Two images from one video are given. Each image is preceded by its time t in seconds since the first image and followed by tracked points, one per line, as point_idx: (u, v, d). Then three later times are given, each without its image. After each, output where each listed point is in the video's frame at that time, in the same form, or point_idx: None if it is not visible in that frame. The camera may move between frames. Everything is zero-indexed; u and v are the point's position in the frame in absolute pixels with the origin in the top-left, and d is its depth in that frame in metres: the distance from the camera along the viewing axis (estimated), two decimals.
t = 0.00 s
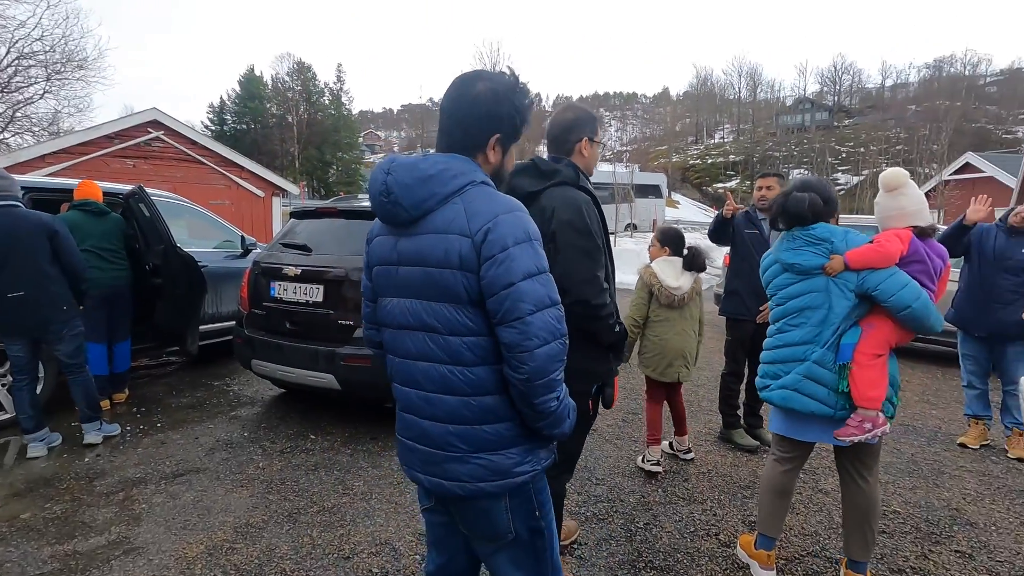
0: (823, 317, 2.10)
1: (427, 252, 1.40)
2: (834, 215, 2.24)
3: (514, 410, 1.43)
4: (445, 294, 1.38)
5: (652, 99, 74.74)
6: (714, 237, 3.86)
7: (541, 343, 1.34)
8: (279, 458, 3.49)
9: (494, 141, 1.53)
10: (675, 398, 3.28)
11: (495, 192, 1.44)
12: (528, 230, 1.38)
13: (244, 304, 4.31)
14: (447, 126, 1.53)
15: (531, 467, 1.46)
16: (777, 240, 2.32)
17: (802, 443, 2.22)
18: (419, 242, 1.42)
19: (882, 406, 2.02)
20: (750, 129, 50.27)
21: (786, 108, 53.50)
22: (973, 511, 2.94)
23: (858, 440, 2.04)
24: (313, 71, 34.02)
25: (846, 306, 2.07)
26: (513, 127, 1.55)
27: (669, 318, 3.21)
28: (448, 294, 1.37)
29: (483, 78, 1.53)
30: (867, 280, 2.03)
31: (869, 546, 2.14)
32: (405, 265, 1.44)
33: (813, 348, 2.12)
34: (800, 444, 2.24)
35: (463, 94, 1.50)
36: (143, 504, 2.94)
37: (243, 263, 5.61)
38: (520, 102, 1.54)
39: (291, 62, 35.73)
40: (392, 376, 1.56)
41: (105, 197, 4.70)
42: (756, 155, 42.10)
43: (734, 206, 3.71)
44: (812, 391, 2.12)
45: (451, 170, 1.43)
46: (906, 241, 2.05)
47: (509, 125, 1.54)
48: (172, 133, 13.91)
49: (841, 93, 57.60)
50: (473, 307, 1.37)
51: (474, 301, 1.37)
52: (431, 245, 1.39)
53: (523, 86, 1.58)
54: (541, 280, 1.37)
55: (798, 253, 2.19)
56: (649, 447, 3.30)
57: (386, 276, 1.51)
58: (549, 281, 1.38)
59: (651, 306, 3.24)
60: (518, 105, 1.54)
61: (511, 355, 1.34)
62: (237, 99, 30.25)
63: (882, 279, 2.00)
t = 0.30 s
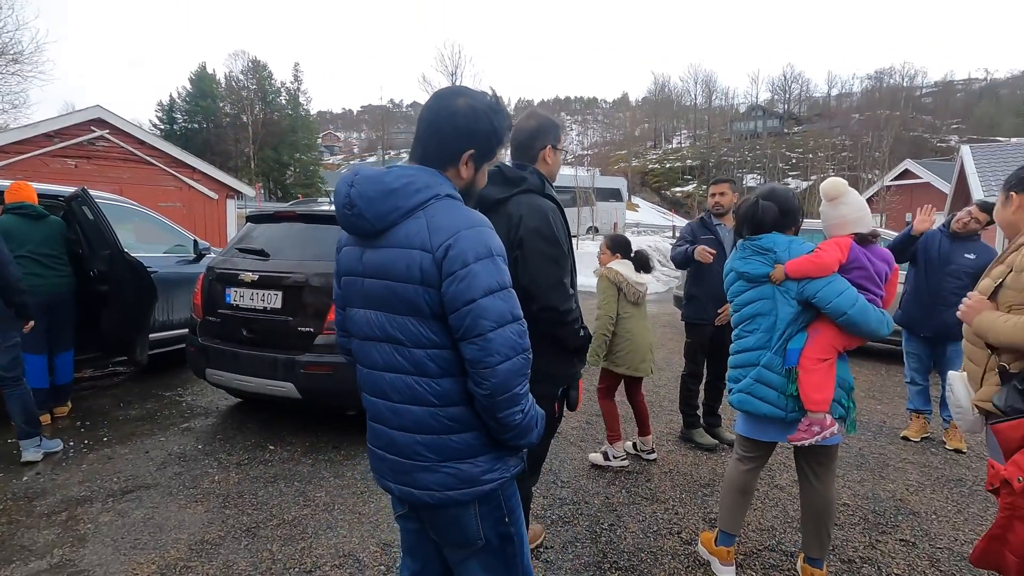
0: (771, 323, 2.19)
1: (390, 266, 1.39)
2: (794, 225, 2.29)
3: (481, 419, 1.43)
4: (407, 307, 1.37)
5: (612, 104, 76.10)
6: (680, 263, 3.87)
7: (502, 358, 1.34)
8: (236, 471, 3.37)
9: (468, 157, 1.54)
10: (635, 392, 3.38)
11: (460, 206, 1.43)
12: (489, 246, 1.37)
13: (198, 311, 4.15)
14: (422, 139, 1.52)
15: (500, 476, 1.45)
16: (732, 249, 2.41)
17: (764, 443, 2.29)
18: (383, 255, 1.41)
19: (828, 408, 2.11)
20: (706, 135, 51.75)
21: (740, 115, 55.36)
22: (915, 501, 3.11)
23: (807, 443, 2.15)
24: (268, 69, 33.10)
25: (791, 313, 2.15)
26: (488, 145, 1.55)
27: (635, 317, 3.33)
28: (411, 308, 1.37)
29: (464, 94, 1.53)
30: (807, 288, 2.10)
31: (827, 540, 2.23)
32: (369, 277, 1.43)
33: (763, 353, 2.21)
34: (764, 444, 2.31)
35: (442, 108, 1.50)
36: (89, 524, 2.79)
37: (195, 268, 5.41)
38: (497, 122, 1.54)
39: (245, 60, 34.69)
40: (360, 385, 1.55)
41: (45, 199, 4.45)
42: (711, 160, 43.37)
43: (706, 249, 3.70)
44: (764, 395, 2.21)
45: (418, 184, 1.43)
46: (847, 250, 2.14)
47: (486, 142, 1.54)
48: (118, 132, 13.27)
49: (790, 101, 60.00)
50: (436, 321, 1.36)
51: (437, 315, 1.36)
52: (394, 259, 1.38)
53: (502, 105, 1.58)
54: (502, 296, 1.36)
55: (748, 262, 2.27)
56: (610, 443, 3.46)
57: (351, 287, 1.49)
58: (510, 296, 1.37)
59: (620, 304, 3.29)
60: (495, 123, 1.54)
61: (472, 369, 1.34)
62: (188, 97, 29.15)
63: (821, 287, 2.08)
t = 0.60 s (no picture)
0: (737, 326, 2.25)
1: (367, 269, 1.37)
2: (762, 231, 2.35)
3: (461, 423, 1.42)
4: (386, 311, 1.35)
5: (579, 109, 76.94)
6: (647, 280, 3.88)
7: (484, 360, 1.33)
8: (196, 483, 3.26)
9: (432, 148, 1.52)
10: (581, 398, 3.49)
11: (435, 207, 1.41)
12: (468, 246, 1.36)
13: (154, 317, 4.00)
14: (384, 139, 1.51)
15: (478, 480, 1.44)
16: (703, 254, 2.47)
17: (734, 443, 2.34)
18: (359, 259, 1.39)
19: (790, 409, 2.15)
20: (670, 141, 52.84)
21: (702, 122, 56.77)
22: (872, 495, 3.23)
23: (769, 443, 2.17)
24: (229, 68, 32.23)
25: (755, 315, 2.21)
26: (450, 133, 1.53)
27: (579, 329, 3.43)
28: (390, 312, 1.35)
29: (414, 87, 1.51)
30: (770, 292, 2.16)
31: (791, 539, 2.28)
32: (346, 282, 1.41)
33: (731, 356, 2.27)
34: (734, 445, 2.36)
35: (394, 104, 1.48)
36: (36, 543, 2.65)
37: (151, 273, 5.20)
38: (453, 107, 1.53)
39: (204, 58, 33.69)
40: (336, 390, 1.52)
41: None
42: (676, 165, 44.30)
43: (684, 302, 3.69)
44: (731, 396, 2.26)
45: (389, 184, 1.41)
46: (808, 254, 2.20)
47: (446, 131, 1.52)
48: (68, 130, 12.70)
49: (750, 109, 61.85)
50: (415, 324, 1.35)
51: (416, 318, 1.34)
52: (371, 262, 1.36)
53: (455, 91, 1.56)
54: (482, 297, 1.34)
55: (715, 266, 2.34)
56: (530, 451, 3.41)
57: (327, 293, 1.47)
58: (490, 298, 1.35)
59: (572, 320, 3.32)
60: (451, 109, 1.52)
61: (453, 372, 1.32)
62: (143, 95, 28.14)
63: (783, 290, 2.14)
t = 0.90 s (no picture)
0: (721, 328, 2.27)
1: (353, 271, 1.35)
2: (744, 235, 2.39)
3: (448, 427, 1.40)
4: (373, 315, 1.33)
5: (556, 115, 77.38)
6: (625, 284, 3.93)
7: (474, 363, 1.32)
8: (167, 493, 3.16)
9: (420, 151, 1.50)
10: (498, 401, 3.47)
11: (423, 209, 1.40)
12: (457, 248, 1.35)
13: (124, 323, 3.88)
14: (369, 142, 1.49)
15: (465, 486, 1.43)
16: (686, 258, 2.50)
17: (716, 445, 2.37)
18: (345, 261, 1.37)
19: (772, 411, 2.18)
20: (646, 146, 53.52)
21: (678, 128, 57.66)
22: (846, 494, 3.30)
23: (751, 445, 2.21)
24: (201, 69, 31.59)
25: (738, 318, 2.24)
26: (437, 136, 1.52)
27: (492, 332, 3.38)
28: (377, 315, 1.33)
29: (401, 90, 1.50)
30: (753, 295, 2.19)
31: (773, 538, 2.31)
32: (331, 285, 1.39)
33: (713, 358, 2.29)
34: (714, 447, 2.39)
35: (381, 107, 1.47)
36: None
37: (119, 278, 5.05)
38: (440, 109, 1.52)
39: (176, 59, 32.97)
40: (319, 396, 1.48)
41: None
42: (652, 171, 44.86)
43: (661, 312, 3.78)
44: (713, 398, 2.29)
45: (376, 186, 1.39)
46: (790, 259, 2.24)
47: (434, 134, 1.52)
48: (32, 130, 12.28)
49: (723, 116, 63.06)
50: (403, 328, 1.33)
51: (404, 322, 1.33)
52: (357, 264, 1.34)
53: (443, 96, 1.56)
54: (472, 300, 1.33)
55: (699, 269, 2.37)
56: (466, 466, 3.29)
57: (310, 296, 1.45)
58: (480, 300, 1.34)
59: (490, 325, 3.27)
60: (439, 113, 1.52)
61: (442, 376, 1.31)
62: (111, 96, 27.39)
63: (767, 293, 2.17)
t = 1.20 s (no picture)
0: (714, 332, 2.30)
1: (348, 276, 1.34)
2: (734, 239, 2.43)
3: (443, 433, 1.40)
4: (368, 320, 1.32)
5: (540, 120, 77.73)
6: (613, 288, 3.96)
7: (470, 367, 1.31)
8: (150, 503, 3.10)
9: (415, 155, 1.50)
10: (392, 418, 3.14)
11: (418, 214, 1.39)
12: (452, 253, 1.34)
13: (104, 329, 3.80)
14: (363, 146, 1.48)
15: (460, 491, 1.42)
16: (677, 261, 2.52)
17: (705, 447, 2.39)
18: (339, 265, 1.36)
19: (765, 413, 2.22)
20: (630, 152, 53.98)
21: (660, 134, 58.30)
22: (831, 494, 3.35)
23: (745, 448, 2.23)
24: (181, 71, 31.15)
25: (731, 322, 2.27)
26: (432, 140, 1.52)
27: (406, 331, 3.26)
28: (372, 320, 1.32)
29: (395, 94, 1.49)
30: (747, 300, 2.23)
31: (763, 539, 2.34)
32: (326, 290, 1.37)
33: (706, 362, 2.32)
34: (703, 449, 2.41)
35: (375, 111, 1.46)
36: None
37: (99, 283, 4.94)
38: (434, 113, 1.51)
39: (155, 60, 32.46)
40: (311, 403, 1.47)
41: None
42: (635, 176, 45.26)
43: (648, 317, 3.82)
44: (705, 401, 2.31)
45: (372, 191, 1.38)
46: (783, 265, 2.27)
47: (429, 138, 1.51)
48: (6, 132, 12.00)
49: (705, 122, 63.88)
50: (398, 332, 1.32)
51: (399, 327, 1.32)
52: (352, 269, 1.34)
53: (437, 100, 1.56)
54: (468, 304, 1.33)
55: (691, 273, 2.38)
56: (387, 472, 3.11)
57: (303, 301, 1.43)
58: (475, 304, 1.34)
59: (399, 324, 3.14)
60: (433, 118, 1.52)
61: (438, 380, 1.30)
62: (88, 98, 26.86)
63: (760, 298, 2.21)
